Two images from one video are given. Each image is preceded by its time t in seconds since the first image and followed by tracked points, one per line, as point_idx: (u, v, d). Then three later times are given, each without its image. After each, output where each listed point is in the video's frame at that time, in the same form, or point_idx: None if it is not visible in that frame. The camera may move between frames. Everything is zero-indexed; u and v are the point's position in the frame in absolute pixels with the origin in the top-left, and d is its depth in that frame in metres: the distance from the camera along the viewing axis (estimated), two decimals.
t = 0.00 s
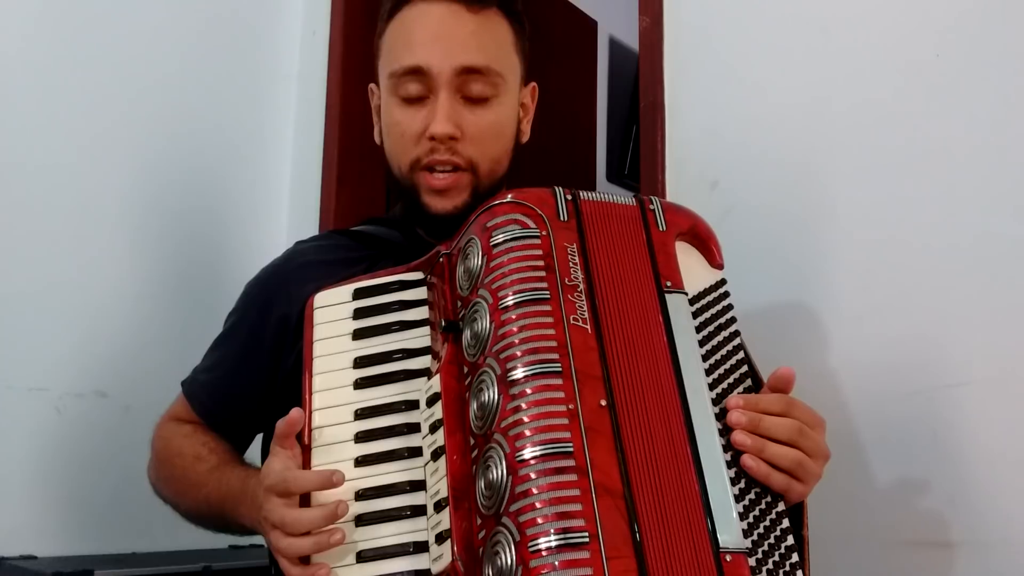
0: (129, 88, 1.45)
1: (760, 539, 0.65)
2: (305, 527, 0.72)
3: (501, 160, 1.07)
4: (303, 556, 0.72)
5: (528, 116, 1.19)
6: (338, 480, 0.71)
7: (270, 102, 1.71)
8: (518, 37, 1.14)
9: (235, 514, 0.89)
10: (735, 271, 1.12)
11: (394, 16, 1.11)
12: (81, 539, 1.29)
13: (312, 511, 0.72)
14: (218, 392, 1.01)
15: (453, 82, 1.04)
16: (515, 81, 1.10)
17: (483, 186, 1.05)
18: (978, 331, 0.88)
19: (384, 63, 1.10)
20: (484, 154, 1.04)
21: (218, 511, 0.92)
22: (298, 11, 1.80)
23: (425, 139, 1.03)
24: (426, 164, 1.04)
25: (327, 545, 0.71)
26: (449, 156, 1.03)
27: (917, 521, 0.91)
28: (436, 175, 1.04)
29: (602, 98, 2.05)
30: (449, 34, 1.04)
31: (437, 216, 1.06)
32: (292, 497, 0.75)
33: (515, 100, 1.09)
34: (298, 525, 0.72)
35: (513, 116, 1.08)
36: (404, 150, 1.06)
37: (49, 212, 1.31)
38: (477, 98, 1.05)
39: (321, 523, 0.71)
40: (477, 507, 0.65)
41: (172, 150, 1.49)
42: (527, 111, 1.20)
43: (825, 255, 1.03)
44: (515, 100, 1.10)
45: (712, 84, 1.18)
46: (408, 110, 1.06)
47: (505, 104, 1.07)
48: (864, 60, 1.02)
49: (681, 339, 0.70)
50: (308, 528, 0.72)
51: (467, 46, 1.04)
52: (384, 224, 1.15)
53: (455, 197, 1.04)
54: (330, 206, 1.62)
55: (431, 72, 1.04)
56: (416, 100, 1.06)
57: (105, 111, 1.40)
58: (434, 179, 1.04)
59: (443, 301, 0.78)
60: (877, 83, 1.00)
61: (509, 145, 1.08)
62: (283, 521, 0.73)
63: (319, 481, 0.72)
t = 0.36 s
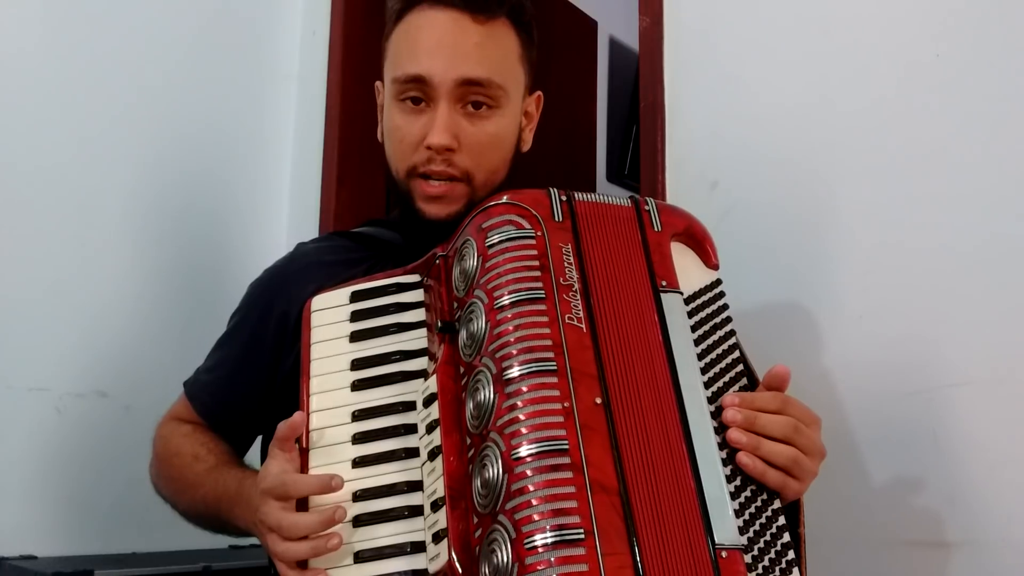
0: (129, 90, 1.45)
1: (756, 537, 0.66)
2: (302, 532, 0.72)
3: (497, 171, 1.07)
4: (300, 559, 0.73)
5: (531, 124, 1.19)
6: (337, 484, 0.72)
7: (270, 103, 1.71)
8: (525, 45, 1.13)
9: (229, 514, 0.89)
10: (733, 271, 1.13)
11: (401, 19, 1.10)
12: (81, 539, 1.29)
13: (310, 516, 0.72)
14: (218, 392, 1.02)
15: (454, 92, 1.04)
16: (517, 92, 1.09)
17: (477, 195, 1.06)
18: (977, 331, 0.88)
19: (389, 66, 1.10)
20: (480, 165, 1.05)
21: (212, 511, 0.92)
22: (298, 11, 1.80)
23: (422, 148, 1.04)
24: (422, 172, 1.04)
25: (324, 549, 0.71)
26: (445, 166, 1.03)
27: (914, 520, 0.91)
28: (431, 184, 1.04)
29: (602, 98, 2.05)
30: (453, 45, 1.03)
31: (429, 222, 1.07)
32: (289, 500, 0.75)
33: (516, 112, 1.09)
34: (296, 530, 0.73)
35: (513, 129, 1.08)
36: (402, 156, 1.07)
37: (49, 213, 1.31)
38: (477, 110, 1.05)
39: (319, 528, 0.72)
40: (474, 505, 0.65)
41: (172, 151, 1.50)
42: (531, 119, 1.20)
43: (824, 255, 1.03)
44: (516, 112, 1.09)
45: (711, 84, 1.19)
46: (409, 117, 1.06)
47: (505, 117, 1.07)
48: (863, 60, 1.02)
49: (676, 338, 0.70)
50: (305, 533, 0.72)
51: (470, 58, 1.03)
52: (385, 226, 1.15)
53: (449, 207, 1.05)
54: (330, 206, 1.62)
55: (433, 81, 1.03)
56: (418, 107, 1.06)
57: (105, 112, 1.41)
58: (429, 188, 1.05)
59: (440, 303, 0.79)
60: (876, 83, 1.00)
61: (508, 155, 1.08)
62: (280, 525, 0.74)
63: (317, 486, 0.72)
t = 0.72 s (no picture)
0: (129, 91, 1.45)
1: (756, 539, 0.65)
2: (304, 534, 0.72)
3: (499, 172, 1.07)
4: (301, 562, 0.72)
5: (533, 124, 1.18)
6: (343, 487, 0.72)
7: (270, 102, 1.71)
8: (526, 46, 1.12)
9: (226, 513, 0.88)
10: (734, 271, 1.12)
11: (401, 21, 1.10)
12: (80, 539, 1.29)
13: (313, 518, 0.72)
14: (219, 390, 1.02)
15: (454, 94, 1.03)
16: (518, 93, 1.09)
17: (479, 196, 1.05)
18: (979, 332, 0.88)
19: (389, 68, 1.09)
20: (481, 167, 1.04)
21: (209, 509, 0.92)
22: (298, 11, 1.80)
23: (423, 150, 1.03)
24: (423, 174, 1.04)
25: (326, 553, 0.71)
26: (446, 168, 1.03)
27: (917, 521, 0.90)
28: (433, 186, 1.04)
29: (602, 98, 2.05)
30: (453, 47, 1.03)
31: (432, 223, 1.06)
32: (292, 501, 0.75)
33: (517, 113, 1.08)
34: (298, 532, 0.72)
35: (514, 131, 1.08)
36: (403, 157, 1.06)
37: (48, 212, 1.31)
38: (478, 112, 1.05)
39: (321, 531, 0.71)
40: (472, 506, 0.65)
41: (172, 151, 1.49)
42: (533, 119, 1.19)
43: (825, 255, 1.02)
44: (517, 113, 1.09)
45: (712, 84, 1.18)
46: (409, 118, 1.06)
47: (506, 118, 1.06)
48: (864, 59, 1.02)
49: (677, 339, 0.70)
50: (307, 535, 0.72)
51: (470, 59, 1.03)
52: (387, 225, 1.15)
53: (451, 208, 1.04)
54: (330, 206, 1.62)
55: (433, 83, 1.03)
56: (418, 108, 1.06)
57: (105, 112, 1.40)
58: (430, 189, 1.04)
59: (440, 304, 0.78)
60: (877, 82, 1.00)
61: (509, 156, 1.08)
62: (282, 526, 0.73)
63: (322, 487, 0.72)
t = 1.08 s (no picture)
0: (129, 91, 1.45)
1: (754, 535, 0.66)
2: (302, 533, 0.72)
3: (500, 166, 1.07)
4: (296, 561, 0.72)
5: (532, 121, 1.18)
6: (339, 487, 0.71)
7: (270, 101, 1.71)
8: (523, 43, 1.13)
9: (199, 511, 0.88)
10: (733, 270, 1.12)
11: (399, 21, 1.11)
12: (80, 539, 1.29)
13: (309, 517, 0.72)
14: (218, 386, 1.02)
15: (453, 89, 1.04)
16: (516, 87, 1.09)
17: (481, 190, 1.05)
18: (978, 331, 0.88)
19: (388, 68, 1.10)
20: (483, 162, 1.04)
21: (186, 508, 0.92)
22: (297, 10, 1.81)
23: (424, 145, 1.03)
24: (425, 169, 1.04)
25: (322, 553, 0.70)
26: (447, 162, 1.03)
27: (915, 519, 0.91)
28: (435, 181, 1.03)
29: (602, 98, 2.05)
30: (451, 43, 1.04)
31: (435, 219, 1.06)
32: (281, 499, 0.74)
33: (516, 106, 1.09)
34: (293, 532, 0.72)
35: (513, 126, 1.08)
36: (405, 155, 1.06)
37: (48, 212, 1.31)
38: (477, 107, 1.05)
39: (318, 531, 0.71)
40: (472, 502, 0.65)
41: (171, 151, 1.50)
42: (532, 117, 1.19)
43: (824, 254, 1.03)
44: (516, 107, 1.09)
45: (712, 83, 1.19)
46: (409, 116, 1.06)
47: (505, 113, 1.06)
48: (864, 59, 1.02)
49: (677, 336, 0.70)
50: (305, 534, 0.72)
51: (468, 54, 1.04)
52: (387, 223, 1.15)
53: (454, 203, 1.04)
54: (330, 206, 1.62)
55: (432, 79, 1.04)
56: (418, 106, 1.06)
57: (104, 112, 1.41)
58: (432, 185, 1.04)
59: (440, 300, 0.78)
60: (876, 82, 1.00)
61: (509, 151, 1.08)
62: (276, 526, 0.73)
63: (315, 487, 0.71)
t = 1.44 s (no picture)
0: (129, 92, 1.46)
1: (752, 528, 0.67)
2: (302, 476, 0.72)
3: (493, 159, 1.07)
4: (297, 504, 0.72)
5: (524, 119, 1.19)
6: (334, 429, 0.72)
7: (270, 102, 1.72)
8: (509, 41, 1.15)
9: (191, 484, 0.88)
10: (731, 270, 1.13)
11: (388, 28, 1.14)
12: (80, 540, 1.30)
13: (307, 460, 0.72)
14: (219, 383, 1.02)
15: (442, 86, 1.05)
16: (503, 81, 1.10)
17: (475, 184, 1.05)
18: (975, 330, 0.89)
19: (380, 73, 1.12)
20: (475, 156, 1.05)
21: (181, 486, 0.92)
22: (298, 11, 1.81)
23: (416, 143, 1.04)
24: (418, 166, 1.05)
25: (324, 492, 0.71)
26: (439, 157, 1.03)
27: (911, 517, 0.91)
28: (429, 177, 1.04)
29: (602, 98, 2.06)
30: (437, 42, 1.06)
31: (432, 215, 1.06)
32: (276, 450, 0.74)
33: (505, 100, 1.09)
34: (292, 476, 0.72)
35: (503, 119, 1.08)
36: (399, 154, 1.07)
37: (48, 212, 1.32)
38: (466, 103, 1.06)
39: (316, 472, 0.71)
40: (473, 496, 0.66)
41: (170, 152, 1.50)
42: (523, 115, 1.20)
43: (822, 254, 1.04)
44: (505, 100, 1.10)
45: (712, 84, 1.20)
46: (401, 116, 1.08)
47: (494, 106, 1.07)
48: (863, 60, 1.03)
49: (675, 334, 0.71)
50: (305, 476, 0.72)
51: (453, 51, 1.05)
52: (388, 226, 1.16)
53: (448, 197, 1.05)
54: (330, 206, 1.63)
55: (421, 79, 1.05)
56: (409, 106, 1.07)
57: (104, 113, 1.41)
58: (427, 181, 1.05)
59: (440, 300, 0.79)
60: (875, 83, 1.01)
61: (501, 144, 1.08)
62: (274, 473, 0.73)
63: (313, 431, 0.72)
